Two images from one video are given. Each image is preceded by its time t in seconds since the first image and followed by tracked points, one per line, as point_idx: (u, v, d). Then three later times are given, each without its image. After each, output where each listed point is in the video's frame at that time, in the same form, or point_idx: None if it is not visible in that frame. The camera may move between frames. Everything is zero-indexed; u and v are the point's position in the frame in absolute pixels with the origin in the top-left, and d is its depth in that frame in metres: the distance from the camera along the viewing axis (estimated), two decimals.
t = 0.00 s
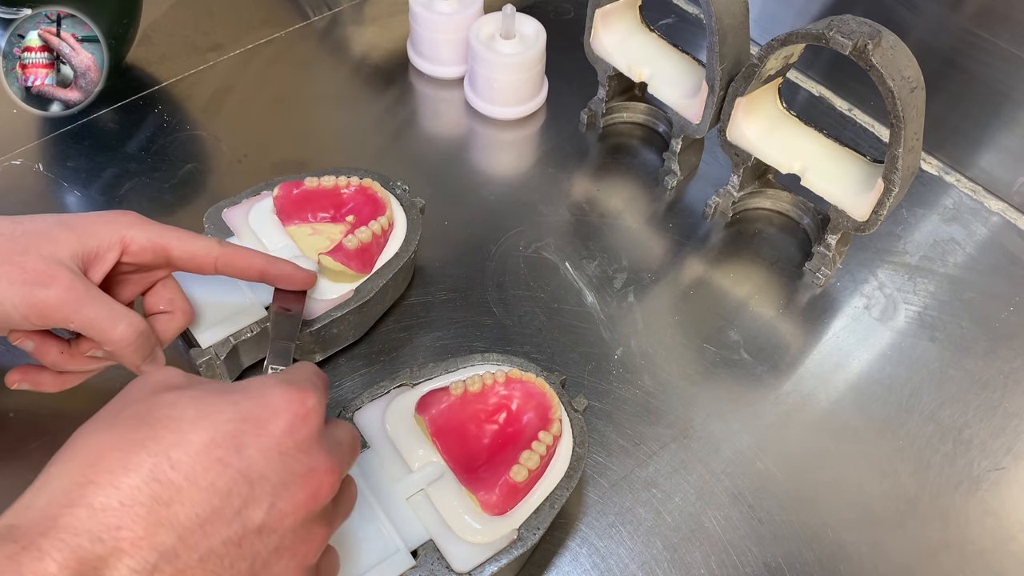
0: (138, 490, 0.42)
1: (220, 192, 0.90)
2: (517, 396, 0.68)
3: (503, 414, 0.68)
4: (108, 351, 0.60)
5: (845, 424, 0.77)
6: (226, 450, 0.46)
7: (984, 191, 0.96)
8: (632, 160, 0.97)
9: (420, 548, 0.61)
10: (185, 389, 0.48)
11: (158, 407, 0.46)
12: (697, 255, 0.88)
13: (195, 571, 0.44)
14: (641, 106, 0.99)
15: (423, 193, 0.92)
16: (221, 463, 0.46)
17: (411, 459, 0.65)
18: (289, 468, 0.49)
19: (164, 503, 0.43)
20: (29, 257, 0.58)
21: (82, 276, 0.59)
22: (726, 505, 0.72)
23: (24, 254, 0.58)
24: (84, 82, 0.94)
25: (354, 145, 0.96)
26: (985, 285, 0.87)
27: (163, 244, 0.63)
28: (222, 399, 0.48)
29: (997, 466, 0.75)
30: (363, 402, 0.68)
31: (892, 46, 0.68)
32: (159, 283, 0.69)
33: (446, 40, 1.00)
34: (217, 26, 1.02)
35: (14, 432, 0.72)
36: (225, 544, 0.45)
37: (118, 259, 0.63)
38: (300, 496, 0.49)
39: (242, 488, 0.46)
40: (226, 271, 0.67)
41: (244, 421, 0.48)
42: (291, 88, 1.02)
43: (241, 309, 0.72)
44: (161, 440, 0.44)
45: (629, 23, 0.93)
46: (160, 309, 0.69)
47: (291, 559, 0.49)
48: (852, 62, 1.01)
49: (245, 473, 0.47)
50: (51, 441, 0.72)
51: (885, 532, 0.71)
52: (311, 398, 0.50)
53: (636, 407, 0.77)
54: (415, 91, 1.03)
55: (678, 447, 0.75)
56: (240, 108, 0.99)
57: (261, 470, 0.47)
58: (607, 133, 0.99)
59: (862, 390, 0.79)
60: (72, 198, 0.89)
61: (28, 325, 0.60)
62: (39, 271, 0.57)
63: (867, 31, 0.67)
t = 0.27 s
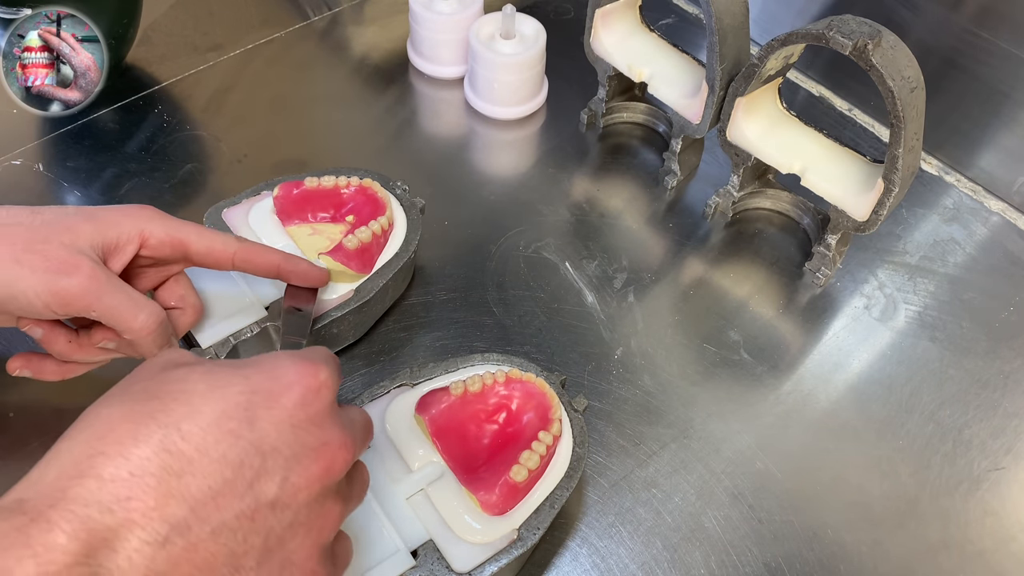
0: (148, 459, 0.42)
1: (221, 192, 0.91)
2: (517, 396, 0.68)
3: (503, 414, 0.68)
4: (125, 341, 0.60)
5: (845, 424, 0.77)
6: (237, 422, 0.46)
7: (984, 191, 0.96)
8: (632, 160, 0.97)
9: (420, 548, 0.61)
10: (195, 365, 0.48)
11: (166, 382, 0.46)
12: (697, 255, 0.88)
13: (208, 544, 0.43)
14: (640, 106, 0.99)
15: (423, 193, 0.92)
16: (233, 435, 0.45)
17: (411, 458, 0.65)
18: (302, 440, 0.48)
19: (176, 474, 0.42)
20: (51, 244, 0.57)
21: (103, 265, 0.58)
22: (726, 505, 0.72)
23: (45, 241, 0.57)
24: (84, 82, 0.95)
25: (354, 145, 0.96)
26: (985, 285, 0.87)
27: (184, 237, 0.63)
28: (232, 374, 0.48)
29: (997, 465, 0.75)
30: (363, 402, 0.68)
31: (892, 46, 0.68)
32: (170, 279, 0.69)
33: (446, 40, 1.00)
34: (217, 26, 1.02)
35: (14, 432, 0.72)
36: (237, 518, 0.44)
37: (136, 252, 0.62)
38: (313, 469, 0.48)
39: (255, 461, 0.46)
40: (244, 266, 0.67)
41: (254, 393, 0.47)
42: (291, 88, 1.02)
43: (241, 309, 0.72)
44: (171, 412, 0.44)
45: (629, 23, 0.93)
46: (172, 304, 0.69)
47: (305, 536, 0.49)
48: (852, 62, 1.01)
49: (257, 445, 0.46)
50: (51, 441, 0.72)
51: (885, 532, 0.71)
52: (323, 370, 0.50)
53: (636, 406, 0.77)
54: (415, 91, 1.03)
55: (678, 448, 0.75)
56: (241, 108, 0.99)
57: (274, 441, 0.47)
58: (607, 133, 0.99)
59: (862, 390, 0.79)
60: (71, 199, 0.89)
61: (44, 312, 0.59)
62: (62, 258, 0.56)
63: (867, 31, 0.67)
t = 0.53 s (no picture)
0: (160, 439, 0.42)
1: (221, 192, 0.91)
2: (517, 396, 0.68)
3: (503, 415, 0.68)
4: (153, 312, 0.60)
5: (845, 424, 0.77)
6: (253, 399, 0.45)
7: (984, 191, 0.96)
8: (632, 160, 0.97)
9: (420, 548, 0.61)
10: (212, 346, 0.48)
11: (184, 362, 0.46)
12: (697, 255, 0.88)
13: (224, 524, 0.42)
14: (640, 106, 0.99)
15: (423, 193, 0.92)
16: (248, 412, 0.44)
17: (410, 459, 0.65)
18: (321, 418, 0.47)
19: (191, 452, 0.42)
20: (87, 215, 0.57)
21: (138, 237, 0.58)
22: (726, 506, 0.72)
23: (81, 212, 0.57)
24: (85, 82, 0.95)
25: (354, 145, 0.96)
26: (985, 285, 0.87)
27: (212, 218, 0.63)
28: (250, 352, 0.47)
29: (997, 465, 0.75)
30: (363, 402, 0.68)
31: (892, 46, 0.68)
32: (198, 258, 0.70)
33: (446, 40, 1.00)
34: (217, 26, 1.02)
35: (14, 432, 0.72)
36: (255, 498, 0.44)
37: (168, 229, 0.63)
38: (334, 448, 0.47)
39: (271, 438, 0.45)
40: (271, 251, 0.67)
41: (271, 371, 0.47)
42: (291, 88, 1.02)
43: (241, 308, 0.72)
44: (186, 389, 0.44)
45: (629, 23, 0.93)
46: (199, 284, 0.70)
47: (327, 518, 0.47)
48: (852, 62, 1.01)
49: (274, 422, 0.45)
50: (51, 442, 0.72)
51: (885, 532, 0.71)
52: (340, 347, 0.49)
53: (636, 407, 0.77)
54: (415, 91, 1.03)
55: (678, 448, 0.75)
56: (241, 108, 0.99)
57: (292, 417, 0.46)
58: (607, 133, 0.99)
59: (862, 390, 0.79)
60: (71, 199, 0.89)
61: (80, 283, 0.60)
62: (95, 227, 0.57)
63: (867, 31, 0.67)
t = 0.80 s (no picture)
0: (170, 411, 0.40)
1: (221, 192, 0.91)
2: (517, 396, 0.68)
3: (503, 415, 0.68)
4: (45, 315, 0.54)
5: (845, 424, 0.77)
6: (253, 369, 0.44)
7: (984, 191, 0.96)
8: (632, 160, 0.97)
9: (421, 549, 0.61)
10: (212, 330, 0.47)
11: (184, 344, 0.45)
12: (697, 255, 0.88)
13: (232, 494, 0.40)
14: (640, 106, 0.99)
15: (423, 193, 0.92)
16: (249, 380, 0.43)
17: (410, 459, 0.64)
18: (325, 384, 0.45)
19: (192, 424, 0.40)
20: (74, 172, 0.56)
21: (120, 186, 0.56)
22: (726, 506, 0.72)
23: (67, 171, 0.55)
24: (85, 82, 0.95)
25: (354, 145, 0.96)
26: (985, 285, 0.87)
27: (108, 205, 0.53)
28: (250, 330, 0.47)
29: (997, 465, 0.75)
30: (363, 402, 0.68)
31: (892, 46, 0.68)
32: (99, 250, 0.62)
33: (446, 40, 1.00)
34: (217, 27, 1.04)
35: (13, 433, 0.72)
36: (263, 466, 0.42)
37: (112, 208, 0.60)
38: (341, 414, 0.45)
39: (276, 406, 0.43)
40: (172, 247, 0.55)
41: (271, 342, 0.46)
42: (291, 88, 1.02)
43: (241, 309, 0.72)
44: (184, 364, 0.43)
45: (629, 23, 0.93)
46: (98, 276, 0.62)
47: (343, 487, 0.45)
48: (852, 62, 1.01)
49: (277, 391, 0.44)
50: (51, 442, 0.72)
51: (885, 532, 0.71)
52: (341, 317, 0.49)
53: (636, 407, 0.77)
54: (415, 91, 1.03)
55: (678, 448, 0.75)
56: (241, 109, 0.99)
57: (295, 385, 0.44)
58: (607, 133, 0.99)
59: (862, 389, 0.79)
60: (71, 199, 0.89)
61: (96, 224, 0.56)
62: (12, 209, 0.53)
63: (867, 31, 0.67)
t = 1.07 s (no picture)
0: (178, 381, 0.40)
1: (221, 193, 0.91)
2: (517, 396, 0.68)
3: (503, 415, 0.68)
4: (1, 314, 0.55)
5: (845, 424, 0.77)
6: (246, 341, 0.42)
7: (984, 191, 0.96)
8: (632, 160, 0.97)
9: (420, 549, 0.61)
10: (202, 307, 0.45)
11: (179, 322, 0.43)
12: (697, 255, 0.88)
13: (231, 462, 0.39)
14: (640, 106, 0.99)
15: (423, 193, 0.92)
16: (241, 353, 0.41)
17: (411, 459, 0.64)
18: (317, 352, 0.42)
19: (189, 398, 0.39)
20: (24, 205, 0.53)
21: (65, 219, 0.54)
22: (726, 506, 0.72)
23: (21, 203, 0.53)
24: (84, 82, 0.94)
25: (355, 145, 0.96)
26: (986, 285, 0.87)
27: (29, 228, 0.52)
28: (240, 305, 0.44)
29: (997, 465, 0.75)
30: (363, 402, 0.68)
31: (892, 46, 0.68)
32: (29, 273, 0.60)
33: (446, 40, 1.00)
34: (217, 27, 1.03)
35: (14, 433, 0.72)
36: (260, 434, 0.40)
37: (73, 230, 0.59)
38: (335, 380, 0.42)
39: (270, 375, 0.41)
40: (99, 272, 0.55)
41: (261, 317, 0.43)
42: (291, 89, 1.02)
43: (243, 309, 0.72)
44: (178, 341, 0.42)
45: (629, 23, 0.93)
46: (25, 301, 0.61)
47: (343, 453, 0.42)
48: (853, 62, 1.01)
49: (270, 361, 0.41)
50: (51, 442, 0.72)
51: (885, 532, 0.71)
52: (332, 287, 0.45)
53: (636, 407, 0.77)
54: (416, 91, 1.03)
55: (678, 448, 0.75)
56: (241, 109, 0.99)
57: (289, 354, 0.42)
58: (607, 133, 0.99)
59: (862, 389, 0.79)
60: (71, 199, 0.89)
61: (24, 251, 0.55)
62: None
63: (867, 31, 0.67)
